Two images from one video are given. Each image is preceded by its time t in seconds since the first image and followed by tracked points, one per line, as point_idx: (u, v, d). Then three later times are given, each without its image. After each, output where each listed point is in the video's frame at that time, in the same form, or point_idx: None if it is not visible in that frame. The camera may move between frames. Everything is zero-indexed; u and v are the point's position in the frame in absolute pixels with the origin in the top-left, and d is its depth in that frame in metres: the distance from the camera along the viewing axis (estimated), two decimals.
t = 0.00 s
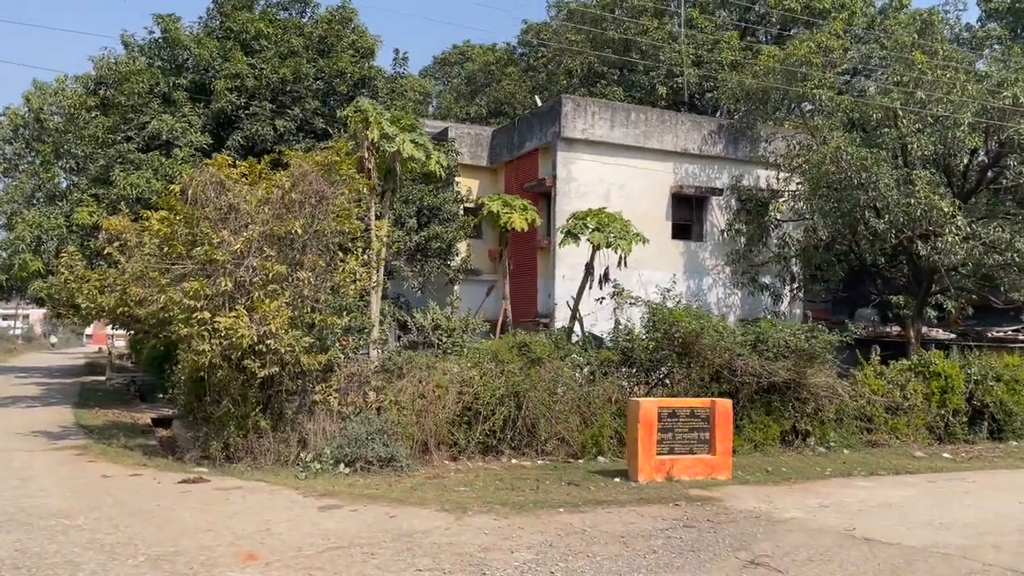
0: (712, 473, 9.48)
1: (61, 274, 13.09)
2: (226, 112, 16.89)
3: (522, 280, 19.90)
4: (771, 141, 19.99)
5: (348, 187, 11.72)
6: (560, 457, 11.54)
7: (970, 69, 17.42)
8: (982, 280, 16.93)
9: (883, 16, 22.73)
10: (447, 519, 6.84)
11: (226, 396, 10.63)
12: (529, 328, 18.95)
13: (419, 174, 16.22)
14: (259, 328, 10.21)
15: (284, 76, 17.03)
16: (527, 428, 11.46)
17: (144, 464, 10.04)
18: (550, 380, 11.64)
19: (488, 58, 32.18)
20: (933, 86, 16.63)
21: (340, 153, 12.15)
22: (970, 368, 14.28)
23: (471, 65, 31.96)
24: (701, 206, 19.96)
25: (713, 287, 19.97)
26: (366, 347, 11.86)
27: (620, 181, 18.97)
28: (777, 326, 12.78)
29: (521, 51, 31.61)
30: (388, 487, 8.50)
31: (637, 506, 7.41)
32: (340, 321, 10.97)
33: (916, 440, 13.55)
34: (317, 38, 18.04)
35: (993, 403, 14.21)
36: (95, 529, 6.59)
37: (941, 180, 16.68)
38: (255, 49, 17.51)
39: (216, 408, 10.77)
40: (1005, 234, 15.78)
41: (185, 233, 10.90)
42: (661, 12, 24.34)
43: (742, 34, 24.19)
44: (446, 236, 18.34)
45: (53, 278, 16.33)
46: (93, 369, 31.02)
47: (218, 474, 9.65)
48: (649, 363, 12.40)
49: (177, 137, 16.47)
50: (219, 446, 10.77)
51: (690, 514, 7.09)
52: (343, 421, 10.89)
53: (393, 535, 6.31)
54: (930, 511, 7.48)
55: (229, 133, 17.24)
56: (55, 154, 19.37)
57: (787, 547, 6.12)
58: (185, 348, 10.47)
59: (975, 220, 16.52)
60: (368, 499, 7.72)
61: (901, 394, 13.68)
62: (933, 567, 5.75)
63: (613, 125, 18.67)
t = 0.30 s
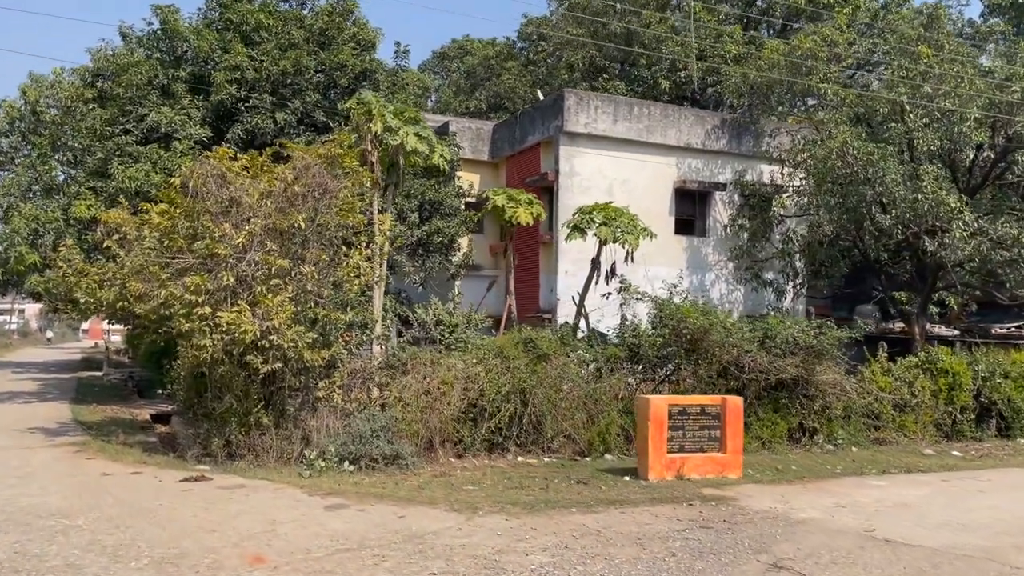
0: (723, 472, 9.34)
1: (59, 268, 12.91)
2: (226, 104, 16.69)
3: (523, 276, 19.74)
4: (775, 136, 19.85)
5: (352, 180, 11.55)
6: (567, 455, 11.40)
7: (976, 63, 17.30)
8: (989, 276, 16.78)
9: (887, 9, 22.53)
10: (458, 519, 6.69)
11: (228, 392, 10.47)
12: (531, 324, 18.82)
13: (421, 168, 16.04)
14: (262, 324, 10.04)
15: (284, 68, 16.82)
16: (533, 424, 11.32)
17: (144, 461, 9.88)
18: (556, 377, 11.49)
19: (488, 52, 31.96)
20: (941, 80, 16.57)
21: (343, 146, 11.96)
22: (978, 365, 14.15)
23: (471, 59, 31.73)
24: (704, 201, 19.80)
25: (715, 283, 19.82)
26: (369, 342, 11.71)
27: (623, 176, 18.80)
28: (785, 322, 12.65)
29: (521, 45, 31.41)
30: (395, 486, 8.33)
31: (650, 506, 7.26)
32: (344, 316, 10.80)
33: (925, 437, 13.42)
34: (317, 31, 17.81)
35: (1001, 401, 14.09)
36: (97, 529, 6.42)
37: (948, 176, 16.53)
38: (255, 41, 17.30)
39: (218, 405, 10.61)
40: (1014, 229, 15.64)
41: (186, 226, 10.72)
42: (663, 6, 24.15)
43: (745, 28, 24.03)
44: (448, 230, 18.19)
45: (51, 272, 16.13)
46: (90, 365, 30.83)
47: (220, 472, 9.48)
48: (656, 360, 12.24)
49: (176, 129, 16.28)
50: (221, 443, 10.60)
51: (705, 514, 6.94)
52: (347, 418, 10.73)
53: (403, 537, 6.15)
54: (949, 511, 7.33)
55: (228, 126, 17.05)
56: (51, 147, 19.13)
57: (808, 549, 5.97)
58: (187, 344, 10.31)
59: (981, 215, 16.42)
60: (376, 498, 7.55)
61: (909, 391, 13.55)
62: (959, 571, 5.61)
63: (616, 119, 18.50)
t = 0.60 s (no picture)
0: (729, 471, 9.18)
1: (51, 262, 12.67)
2: (221, 97, 16.44)
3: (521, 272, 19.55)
4: (776, 131, 19.64)
5: (350, 173, 11.32)
6: (569, 454, 11.22)
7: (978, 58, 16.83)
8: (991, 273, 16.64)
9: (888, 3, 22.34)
10: (462, 521, 6.51)
11: (224, 389, 10.27)
12: (529, 320, 18.67)
13: (419, 162, 15.82)
14: (259, 319, 9.83)
15: (280, 60, 16.56)
16: (534, 422, 11.14)
17: (138, 460, 9.67)
18: (557, 374, 11.31)
19: (484, 46, 31.70)
20: (944, 75, 16.17)
21: (341, 138, 11.74)
22: (981, 362, 14.02)
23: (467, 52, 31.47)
24: (704, 197, 19.61)
25: (715, 279, 19.65)
26: (367, 339, 11.50)
27: (622, 171, 18.61)
28: (789, 319, 12.50)
29: (517, 40, 31.18)
30: (396, 485, 8.14)
31: (659, 507, 7.08)
32: (342, 312, 10.60)
33: (928, 436, 13.30)
34: (313, 22, 17.53)
35: (1005, 399, 13.97)
36: (90, 531, 6.22)
37: (951, 171, 16.38)
38: (250, 32, 17.03)
39: (214, 402, 10.42)
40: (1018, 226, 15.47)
41: (181, 220, 10.50)
42: None
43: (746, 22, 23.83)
44: (446, 225, 18.00)
45: (43, 267, 15.87)
46: (82, 360, 30.50)
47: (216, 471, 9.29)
48: (659, 357, 12.08)
49: (170, 122, 16.03)
50: (217, 441, 10.42)
51: (717, 516, 6.78)
52: (345, 416, 10.54)
53: (408, 540, 5.96)
54: (963, 512, 7.18)
55: (223, 118, 16.81)
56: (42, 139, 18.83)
57: (824, 553, 5.81)
58: (182, 341, 10.10)
59: (985, 211, 16.24)
60: (378, 498, 7.36)
61: (913, 389, 13.41)
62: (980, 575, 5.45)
63: (615, 113, 18.29)
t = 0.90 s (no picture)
0: (733, 470, 9.03)
1: (41, 256, 12.45)
2: (214, 89, 16.21)
3: (518, 268, 19.39)
4: (774, 126, 19.51)
5: (346, 166, 11.11)
6: (569, 451, 11.05)
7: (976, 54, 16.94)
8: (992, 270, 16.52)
9: None
10: (464, 522, 6.34)
11: (218, 386, 10.08)
12: (527, 315, 18.51)
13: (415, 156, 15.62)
14: (253, 315, 9.64)
15: (274, 52, 16.33)
16: (535, 420, 10.96)
17: (130, 458, 9.47)
18: (557, 370, 11.15)
19: (479, 41, 31.48)
20: (945, 70, 16.09)
21: (337, 130, 11.53)
22: (982, 359, 13.91)
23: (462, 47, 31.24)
24: (702, 192, 19.46)
25: (713, 275, 19.51)
26: (364, 335, 11.32)
27: (620, 166, 18.44)
28: (790, 315, 12.38)
29: (511, 35, 30.96)
30: (394, 485, 7.97)
31: (664, 508, 6.92)
32: (339, 307, 10.41)
33: (930, 433, 13.19)
34: (308, 14, 17.29)
35: (1007, 396, 13.85)
36: (81, 533, 6.03)
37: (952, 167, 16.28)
38: (245, 24, 16.81)
39: (208, 399, 10.22)
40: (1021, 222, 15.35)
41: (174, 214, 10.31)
42: None
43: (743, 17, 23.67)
44: (442, 221, 17.81)
45: (33, 261, 15.63)
46: (73, 356, 30.19)
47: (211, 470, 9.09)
48: (660, 353, 11.93)
49: (163, 114, 15.80)
50: (210, 439, 10.23)
51: (724, 516, 6.63)
52: (342, 413, 10.36)
53: (408, 542, 5.80)
54: (974, 513, 7.04)
55: (217, 111, 16.59)
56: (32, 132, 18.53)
57: (836, 555, 5.67)
58: (175, 336, 9.90)
59: (986, 207, 16.13)
60: (376, 498, 7.18)
61: (914, 386, 13.29)
62: None
63: (613, 108, 18.12)
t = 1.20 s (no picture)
0: (741, 469, 8.84)
1: (33, 249, 12.19)
2: (208, 80, 15.96)
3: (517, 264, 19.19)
4: (775, 120, 19.34)
5: (345, 158, 10.89)
6: (572, 450, 10.84)
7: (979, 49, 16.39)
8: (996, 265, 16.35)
9: None
10: (471, 523, 6.14)
11: (215, 383, 9.87)
12: (527, 311, 18.31)
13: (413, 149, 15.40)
14: (251, 310, 9.42)
15: (270, 43, 16.08)
16: (537, 417, 10.75)
17: (124, 456, 9.25)
18: (560, 366, 10.96)
19: (475, 35, 31.22)
20: (950, 64, 16.03)
21: (335, 121, 11.31)
22: (987, 356, 13.75)
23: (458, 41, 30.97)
24: (702, 186, 19.27)
25: (713, 270, 19.34)
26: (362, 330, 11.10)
27: (620, 160, 18.23)
28: (795, 311, 12.20)
29: (508, 29, 30.70)
30: (397, 484, 7.76)
31: (674, 508, 6.74)
32: (338, 303, 10.19)
33: (935, 430, 13.04)
34: (304, 5, 17.04)
35: (1012, 393, 13.70)
36: (73, 535, 5.82)
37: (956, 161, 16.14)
38: (240, 14, 16.56)
39: (204, 395, 10.01)
40: None
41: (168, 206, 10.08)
42: None
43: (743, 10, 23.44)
44: (440, 215, 17.60)
45: (24, 255, 15.35)
46: (64, 352, 29.85)
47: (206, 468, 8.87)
48: (666, 350, 11.67)
49: (157, 106, 15.53)
50: (206, 437, 10.01)
51: (738, 517, 6.45)
52: (341, 410, 10.15)
53: (415, 544, 5.60)
54: (992, 513, 6.87)
55: (211, 103, 16.34)
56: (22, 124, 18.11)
57: (857, 558, 5.49)
58: (170, 331, 9.69)
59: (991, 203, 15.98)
60: (379, 498, 6.98)
61: (919, 383, 13.13)
62: None
63: (613, 101, 17.91)
